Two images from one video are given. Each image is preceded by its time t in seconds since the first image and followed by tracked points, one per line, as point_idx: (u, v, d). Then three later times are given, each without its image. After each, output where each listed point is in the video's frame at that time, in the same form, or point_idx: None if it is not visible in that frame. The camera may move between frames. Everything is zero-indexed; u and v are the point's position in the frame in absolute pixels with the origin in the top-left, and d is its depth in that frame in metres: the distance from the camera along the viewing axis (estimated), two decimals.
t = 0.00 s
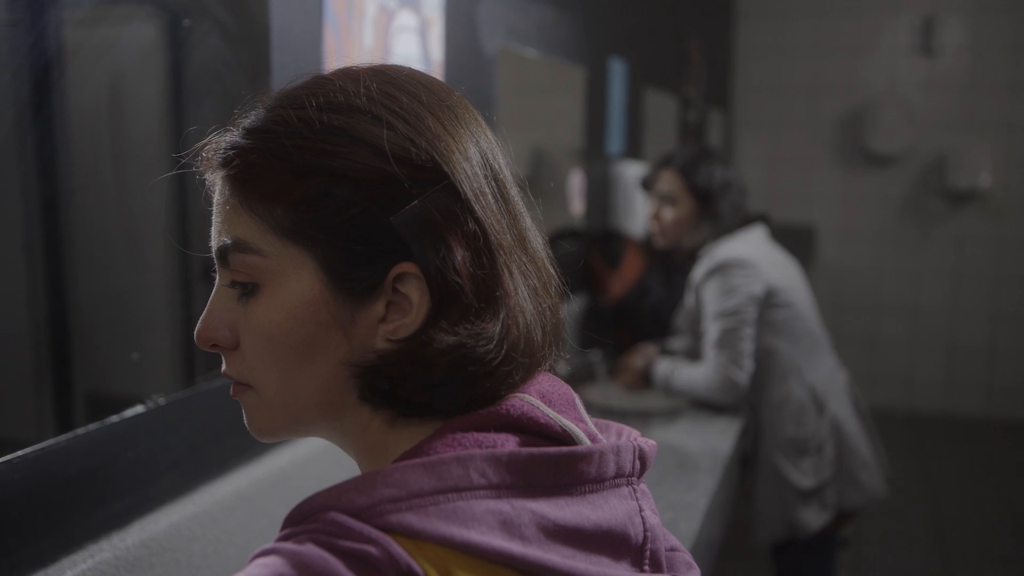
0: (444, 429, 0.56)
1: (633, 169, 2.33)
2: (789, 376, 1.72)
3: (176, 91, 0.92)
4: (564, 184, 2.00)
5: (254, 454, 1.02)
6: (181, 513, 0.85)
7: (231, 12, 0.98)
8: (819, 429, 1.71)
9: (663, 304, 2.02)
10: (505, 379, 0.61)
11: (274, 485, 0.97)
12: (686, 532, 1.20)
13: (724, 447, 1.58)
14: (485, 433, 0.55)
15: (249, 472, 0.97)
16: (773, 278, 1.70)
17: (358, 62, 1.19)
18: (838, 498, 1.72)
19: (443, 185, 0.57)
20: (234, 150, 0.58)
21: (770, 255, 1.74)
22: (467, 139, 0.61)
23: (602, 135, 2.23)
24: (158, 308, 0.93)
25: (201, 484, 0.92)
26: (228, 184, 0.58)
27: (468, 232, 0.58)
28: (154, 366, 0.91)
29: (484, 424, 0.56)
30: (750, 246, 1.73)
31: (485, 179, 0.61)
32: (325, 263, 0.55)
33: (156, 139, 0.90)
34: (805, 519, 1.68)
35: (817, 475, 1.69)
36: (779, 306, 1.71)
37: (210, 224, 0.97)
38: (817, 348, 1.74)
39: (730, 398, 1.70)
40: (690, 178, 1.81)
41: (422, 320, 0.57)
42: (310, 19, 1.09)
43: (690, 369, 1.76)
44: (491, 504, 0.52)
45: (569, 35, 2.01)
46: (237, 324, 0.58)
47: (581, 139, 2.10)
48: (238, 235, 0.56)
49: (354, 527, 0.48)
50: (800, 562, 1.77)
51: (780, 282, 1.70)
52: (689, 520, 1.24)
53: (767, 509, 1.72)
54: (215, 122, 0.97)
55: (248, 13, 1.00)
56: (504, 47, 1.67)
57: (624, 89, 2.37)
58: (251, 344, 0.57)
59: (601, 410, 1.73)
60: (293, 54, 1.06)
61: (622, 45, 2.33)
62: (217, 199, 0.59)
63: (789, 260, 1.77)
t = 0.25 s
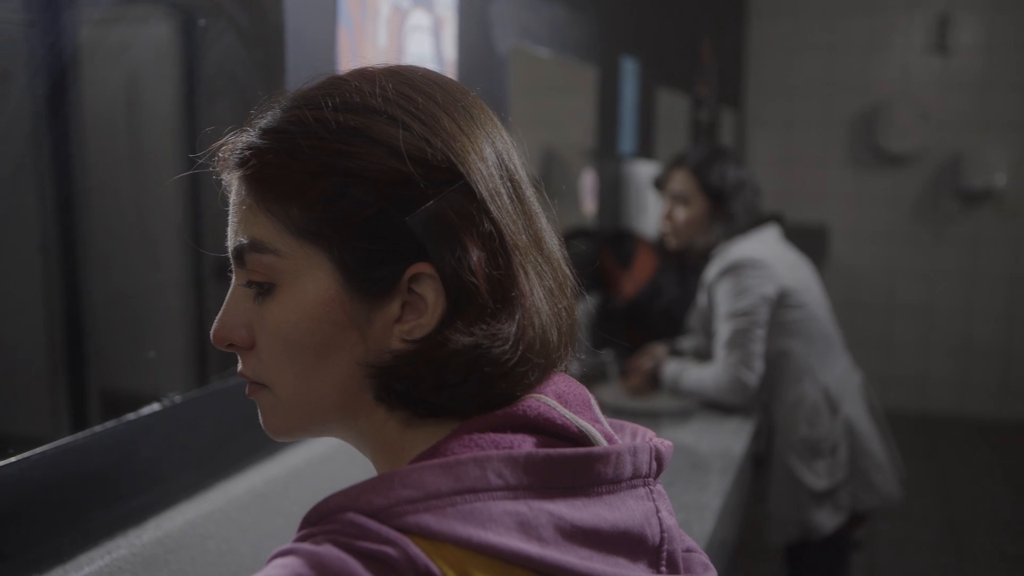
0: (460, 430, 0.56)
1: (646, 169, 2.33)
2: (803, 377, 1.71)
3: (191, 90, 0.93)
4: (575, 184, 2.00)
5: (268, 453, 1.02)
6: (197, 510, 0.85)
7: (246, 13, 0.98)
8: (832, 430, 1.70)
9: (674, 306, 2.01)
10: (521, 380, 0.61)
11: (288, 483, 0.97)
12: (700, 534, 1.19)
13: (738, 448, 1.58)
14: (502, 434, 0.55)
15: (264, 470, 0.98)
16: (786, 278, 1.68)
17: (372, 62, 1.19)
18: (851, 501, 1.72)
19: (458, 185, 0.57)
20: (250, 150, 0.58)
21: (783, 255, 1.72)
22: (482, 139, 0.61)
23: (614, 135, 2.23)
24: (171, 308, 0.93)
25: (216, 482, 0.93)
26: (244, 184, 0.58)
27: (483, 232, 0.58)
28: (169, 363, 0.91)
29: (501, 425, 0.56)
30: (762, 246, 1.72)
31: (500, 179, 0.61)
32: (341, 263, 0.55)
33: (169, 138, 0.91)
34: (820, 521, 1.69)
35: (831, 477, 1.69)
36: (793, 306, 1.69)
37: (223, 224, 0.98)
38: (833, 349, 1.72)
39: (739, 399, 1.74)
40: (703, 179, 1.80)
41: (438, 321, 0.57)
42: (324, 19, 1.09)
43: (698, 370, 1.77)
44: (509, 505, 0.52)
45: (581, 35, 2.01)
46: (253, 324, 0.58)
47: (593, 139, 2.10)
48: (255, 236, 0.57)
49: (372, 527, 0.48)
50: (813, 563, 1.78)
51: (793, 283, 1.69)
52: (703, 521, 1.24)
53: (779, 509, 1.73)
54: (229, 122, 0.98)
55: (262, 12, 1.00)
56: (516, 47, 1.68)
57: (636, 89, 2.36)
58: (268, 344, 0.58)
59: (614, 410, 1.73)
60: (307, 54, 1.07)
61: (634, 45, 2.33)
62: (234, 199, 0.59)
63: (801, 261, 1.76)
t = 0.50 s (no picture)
0: (493, 428, 0.56)
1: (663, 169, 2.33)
2: (822, 377, 1.70)
3: (211, 89, 0.93)
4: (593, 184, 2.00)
5: (287, 451, 1.03)
6: (218, 508, 0.86)
7: (267, 12, 0.99)
8: (851, 432, 1.69)
9: (690, 307, 2.03)
10: (552, 376, 0.61)
11: (307, 482, 0.97)
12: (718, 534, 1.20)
13: (757, 449, 1.57)
14: (533, 433, 0.55)
15: (283, 468, 0.98)
16: (805, 278, 1.68)
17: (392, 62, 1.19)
18: (869, 502, 1.72)
19: (491, 182, 0.57)
20: (284, 147, 0.58)
21: (802, 255, 1.71)
22: (514, 135, 0.61)
23: (631, 135, 2.22)
24: (184, 312, 0.94)
25: (237, 478, 0.93)
26: (277, 181, 0.58)
27: (516, 229, 0.58)
28: (188, 363, 0.92)
29: (533, 423, 0.56)
30: (782, 247, 1.71)
31: (532, 175, 0.61)
32: (374, 259, 0.56)
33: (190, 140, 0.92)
34: (837, 523, 1.69)
35: (850, 479, 1.69)
36: (812, 306, 1.68)
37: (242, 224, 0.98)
38: (852, 348, 1.72)
39: (758, 399, 1.73)
40: (721, 179, 1.80)
41: (471, 317, 0.57)
42: (345, 18, 1.09)
43: (718, 371, 1.78)
44: (539, 504, 0.52)
45: (599, 34, 2.01)
46: (285, 320, 0.58)
47: (610, 138, 2.09)
48: (289, 232, 0.57)
49: (404, 524, 0.49)
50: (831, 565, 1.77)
51: (813, 283, 1.68)
52: (722, 522, 1.24)
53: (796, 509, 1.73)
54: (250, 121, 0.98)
55: (284, 12, 1.01)
56: (534, 45, 1.67)
57: (654, 87, 2.36)
58: (301, 341, 0.58)
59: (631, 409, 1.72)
60: (328, 53, 1.07)
61: (652, 44, 2.32)
62: (267, 196, 0.59)
63: (819, 261, 1.74)
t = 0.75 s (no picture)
0: (536, 422, 0.56)
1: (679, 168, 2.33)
2: (839, 378, 1.70)
3: (232, 88, 0.94)
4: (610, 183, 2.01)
5: (306, 450, 1.03)
6: (236, 507, 0.86)
7: (287, 13, 1.00)
8: (869, 433, 1.69)
9: (707, 307, 2.04)
10: (595, 370, 0.61)
11: (326, 483, 0.98)
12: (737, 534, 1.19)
13: (774, 449, 1.57)
14: (572, 432, 0.55)
15: (301, 468, 0.99)
16: (822, 278, 1.67)
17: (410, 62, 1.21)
18: (887, 504, 1.70)
19: (540, 173, 0.57)
20: (335, 135, 0.59)
21: (818, 255, 1.71)
22: (564, 128, 0.61)
23: (648, 134, 2.22)
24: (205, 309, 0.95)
25: (256, 478, 0.94)
26: (328, 168, 0.59)
27: (564, 221, 0.58)
28: (212, 361, 0.93)
29: (573, 420, 0.56)
30: (799, 247, 1.71)
31: (581, 168, 0.61)
32: (422, 249, 0.56)
33: (210, 139, 0.91)
34: (856, 524, 1.67)
35: (867, 480, 1.68)
36: (830, 306, 1.67)
37: (262, 222, 0.99)
38: (869, 349, 1.72)
39: (777, 399, 1.71)
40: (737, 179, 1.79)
41: (516, 308, 0.57)
42: (362, 19, 1.11)
43: (736, 370, 1.76)
44: (577, 503, 0.52)
45: (616, 34, 2.01)
46: (331, 306, 0.59)
47: (628, 138, 2.09)
48: (337, 219, 0.57)
49: (442, 523, 0.49)
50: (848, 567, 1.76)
51: (831, 283, 1.67)
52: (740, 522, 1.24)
53: (813, 509, 1.71)
54: (270, 120, 0.99)
55: (303, 13, 1.02)
56: (552, 45, 1.68)
57: (671, 88, 2.36)
58: (345, 329, 0.58)
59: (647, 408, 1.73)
60: (345, 54, 1.09)
61: (669, 44, 2.32)
62: (317, 184, 0.60)
63: (839, 261, 1.74)
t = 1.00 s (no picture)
0: (537, 424, 0.56)
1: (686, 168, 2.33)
2: (845, 378, 1.70)
3: (240, 87, 0.94)
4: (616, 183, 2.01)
5: (313, 449, 1.03)
6: (243, 505, 0.86)
7: (295, 11, 1.00)
8: (874, 433, 1.69)
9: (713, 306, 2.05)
10: (598, 374, 0.61)
11: (332, 481, 0.98)
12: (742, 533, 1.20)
13: (779, 449, 1.57)
14: (573, 433, 0.55)
15: (308, 466, 0.99)
16: (827, 277, 1.67)
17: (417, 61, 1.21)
18: (892, 504, 1.70)
19: (542, 174, 0.57)
20: (336, 135, 0.59)
21: (825, 255, 1.71)
22: (568, 127, 0.61)
23: (653, 134, 2.22)
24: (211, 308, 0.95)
25: (264, 476, 0.94)
26: (330, 169, 0.59)
27: (566, 222, 0.58)
28: (218, 360, 0.93)
29: (574, 422, 0.56)
30: (805, 247, 1.70)
31: (584, 168, 0.61)
32: (422, 250, 0.56)
33: (217, 140, 0.91)
34: (861, 524, 1.67)
35: (872, 480, 1.67)
36: (835, 306, 1.68)
37: (270, 221, 0.99)
38: (874, 349, 1.72)
39: (782, 399, 1.71)
40: (743, 178, 1.79)
41: (517, 310, 0.57)
42: (370, 17, 1.11)
43: (742, 370, 1.76)
44: (578, 505, 0.52)
45: (623, 34, 2.01)
46: (332, 307, 0.59)
47: (634, 138, 2.09)
48: (338, 220, 0.58)
49: (441, 528, 0.49)
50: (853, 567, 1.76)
51: (836, 283, 1.68)
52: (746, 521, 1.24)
53: (819, 510, 1.71)
54: (277, 119, 0.99)
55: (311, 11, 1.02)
56: (559, 45, 1.68)
57: (677, 88, 2.36)
58: (347, 330, 0.58)
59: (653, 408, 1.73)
60: (353, 52, 1.09)
61: (675, 44, 2.32)
62: (319, 185, 0.60)
63: (844, 261, 1.74)
